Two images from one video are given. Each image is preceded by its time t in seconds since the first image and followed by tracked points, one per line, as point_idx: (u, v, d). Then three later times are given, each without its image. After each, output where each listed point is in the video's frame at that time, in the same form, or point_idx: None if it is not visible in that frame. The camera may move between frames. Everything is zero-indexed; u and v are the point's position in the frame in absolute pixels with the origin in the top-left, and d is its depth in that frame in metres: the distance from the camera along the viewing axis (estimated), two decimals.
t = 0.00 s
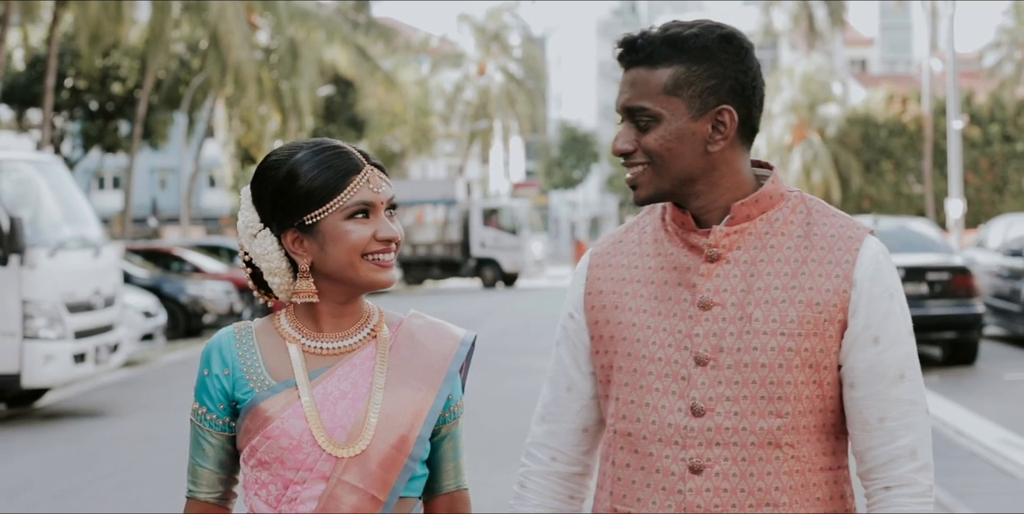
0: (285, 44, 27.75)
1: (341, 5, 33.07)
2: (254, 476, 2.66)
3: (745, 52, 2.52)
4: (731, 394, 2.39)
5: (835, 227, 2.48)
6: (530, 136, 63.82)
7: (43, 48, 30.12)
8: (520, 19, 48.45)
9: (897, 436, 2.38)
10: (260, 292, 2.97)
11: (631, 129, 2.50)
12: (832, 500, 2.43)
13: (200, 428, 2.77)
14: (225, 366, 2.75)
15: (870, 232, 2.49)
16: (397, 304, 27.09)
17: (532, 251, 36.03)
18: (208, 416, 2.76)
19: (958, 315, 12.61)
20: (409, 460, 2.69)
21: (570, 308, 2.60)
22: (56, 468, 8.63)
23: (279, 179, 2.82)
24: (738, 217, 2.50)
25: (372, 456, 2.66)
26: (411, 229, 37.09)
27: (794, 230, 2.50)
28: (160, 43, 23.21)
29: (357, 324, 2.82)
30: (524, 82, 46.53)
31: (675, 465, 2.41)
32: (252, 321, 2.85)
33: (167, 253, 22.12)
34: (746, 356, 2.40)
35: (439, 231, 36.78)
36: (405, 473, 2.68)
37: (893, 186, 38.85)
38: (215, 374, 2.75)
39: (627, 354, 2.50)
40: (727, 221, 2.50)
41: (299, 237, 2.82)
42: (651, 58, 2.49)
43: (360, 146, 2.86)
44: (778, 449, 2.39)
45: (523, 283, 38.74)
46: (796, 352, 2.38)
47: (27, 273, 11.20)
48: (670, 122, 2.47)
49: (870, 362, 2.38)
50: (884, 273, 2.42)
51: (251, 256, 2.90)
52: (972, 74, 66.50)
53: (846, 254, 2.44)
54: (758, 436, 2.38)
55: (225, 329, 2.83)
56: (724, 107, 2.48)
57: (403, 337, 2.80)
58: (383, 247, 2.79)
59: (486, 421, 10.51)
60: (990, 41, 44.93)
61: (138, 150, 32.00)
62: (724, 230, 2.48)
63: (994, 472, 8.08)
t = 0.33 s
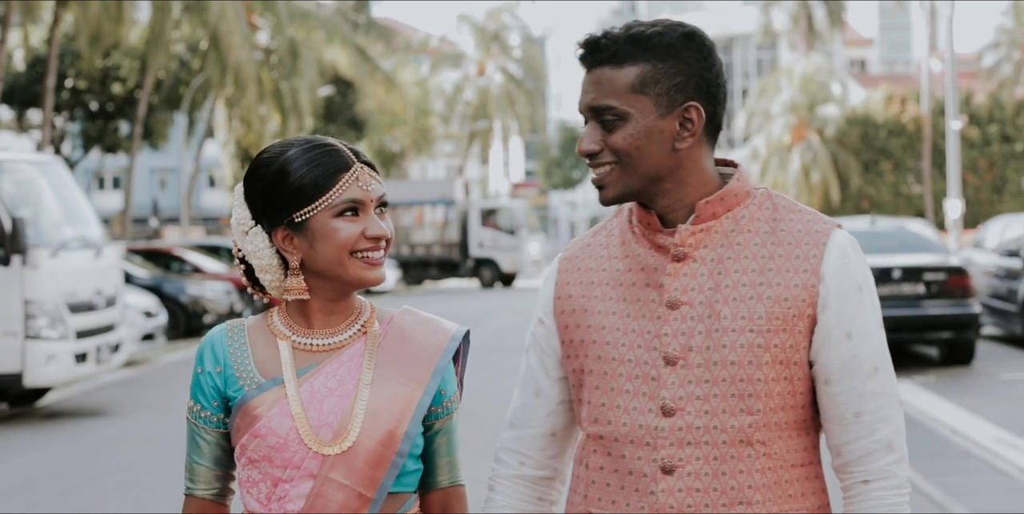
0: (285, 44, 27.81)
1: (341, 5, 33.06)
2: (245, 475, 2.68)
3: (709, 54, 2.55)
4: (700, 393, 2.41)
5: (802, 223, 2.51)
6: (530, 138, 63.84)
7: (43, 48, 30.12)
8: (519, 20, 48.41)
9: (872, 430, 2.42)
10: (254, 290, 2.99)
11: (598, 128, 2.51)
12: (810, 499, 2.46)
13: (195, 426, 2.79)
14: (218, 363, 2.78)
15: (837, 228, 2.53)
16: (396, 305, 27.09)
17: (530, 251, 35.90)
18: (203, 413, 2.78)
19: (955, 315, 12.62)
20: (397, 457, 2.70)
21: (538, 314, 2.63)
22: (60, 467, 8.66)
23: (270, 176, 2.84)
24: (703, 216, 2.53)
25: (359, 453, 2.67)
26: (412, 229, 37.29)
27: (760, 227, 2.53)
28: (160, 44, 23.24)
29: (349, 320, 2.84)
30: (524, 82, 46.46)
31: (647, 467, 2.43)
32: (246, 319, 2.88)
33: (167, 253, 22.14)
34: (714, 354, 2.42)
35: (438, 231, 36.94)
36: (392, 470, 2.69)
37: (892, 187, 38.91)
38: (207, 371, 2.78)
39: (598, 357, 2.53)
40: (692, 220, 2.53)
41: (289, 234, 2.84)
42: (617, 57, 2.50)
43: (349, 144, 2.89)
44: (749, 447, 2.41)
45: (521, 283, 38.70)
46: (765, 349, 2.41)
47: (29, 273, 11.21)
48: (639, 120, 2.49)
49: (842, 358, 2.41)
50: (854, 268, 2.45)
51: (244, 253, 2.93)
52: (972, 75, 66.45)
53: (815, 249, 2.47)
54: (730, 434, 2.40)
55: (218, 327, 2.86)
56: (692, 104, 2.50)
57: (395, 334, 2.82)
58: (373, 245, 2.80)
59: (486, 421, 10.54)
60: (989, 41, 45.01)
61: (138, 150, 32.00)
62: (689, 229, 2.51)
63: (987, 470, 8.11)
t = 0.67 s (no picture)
0: (285, 45, 27.81)
1: (340, 5, 33.06)
2: (241, 477, 2.71)
3: (680, 52, 2.54)
4: (669, 391, 2.40)
5: (769, 217, 2.49)
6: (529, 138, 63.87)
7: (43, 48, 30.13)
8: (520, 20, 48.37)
9: (848, 423, 2.38)
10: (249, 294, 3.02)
11: (582, 121, 2.48)
12: (783, 494, 2.44)
13: (195, 430, 2.82)
14: (213, 367, 2.81)
15: (806, 220, 2.50)
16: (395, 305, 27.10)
17: (529, 251, 35.82)
18: (202, 417, 2.80)
19: (952, 315, 12.63)
20: (387, 459, 2.70)
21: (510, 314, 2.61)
22: (63, 465, 8.69)
23: (262, 179, 2.87)
24: (671, 212, 2.51)
25: (347, 457, 2.68)
26: (411, 230, 37.63)
27: (727, 222, 2.52)
28: (160, 44, 23.25)
29: (343, 323, 2.85)
30: (524, 82, 46.43)
31: (618, 465, 2.42)
32: (242, 322, 2.90)
33: (168, 253, 22.14)
34: (684, 350, 2.41)
35: (438, 231, 37.09)
36: (382, 472, 2.69)
37: (891, 187, 38.90)
38: (204, 375, 2.80)
39: (568, 357, 2.51)
40: (660, 217, 2.51)
41: (280, 239, 2.87)
42: (604, 49, 2.47)
43: (337, 145, 2.90)
44: (720, 443, 2.39)
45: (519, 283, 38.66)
46: (734, 343, 2.39)
47: (32, 273, 11.23)
48: (630, 112, 2.46)
49: (813, 351, 2.38)
50: (822, 259, 2.43)
51: (239, 257, 2.95)
52: (971, 75, 66.44)
53: (784, 241, 2.45)
54: (700, 431, 2.38)
55: (215, 331, 2.89)
56: (677, 97, 2.50)
57: (387, 335, 2.83)
58: (362, 248, 2.82)
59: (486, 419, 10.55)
60: (987, 42, 45.00)
61: (138, 150, 32.03)
62: (657, 227, 2.50)
63: (982, 469, 8.12)
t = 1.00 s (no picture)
0: (285, 45, 27.83)
1: (340, 5, 33.09)
2: (239, 483, 2.75)
3: (664, 52, 2.55)
4: (656, 385, 2.39)
5: (751, 212, 2.50)
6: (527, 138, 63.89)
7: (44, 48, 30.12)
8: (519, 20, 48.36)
9: (827, 414, 2.39)
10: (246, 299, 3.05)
11: (579, 116, 2.48)
12: (767, 486, 2.45)
13: (197, 434, 2.85)
14: (212, 373, 2.85)
15: (788, 214, 2.52)
16: (393, 305, 27.09)
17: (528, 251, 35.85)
18: (202, 423, 2.84)
19: (950, 314, 12.62)
20: (383, 466, 2.73)
21: (494, 312, 2.62)
22: (66, 461, 8.75)
23: (256, 184, 2.90)
24: (653, 208, 2.51)
25: (343, 464, 2.70)
26: (410, 230, 37.66)
27: (709, 217, 2.53)
28: (160, 43, 23.26)
29: (342, 329, 2.88)
30: (523, 82, 46.42)
31: (608, 460, 2.41)
32: (241, 328, 2.94)
33: (168, 252, 22.14)
34: (671, 344, 2.40)
35: (438, 231, 37.13)
36: (378, 479, 2.72)
37: (890, 187, 38.96)
38: (204, 382, 2.85)
39: (554, 355, 2.50)
40: (643, 213, 2.52)
41: (270, 246, 2.91)
42: (602, 44, 2.47)
43: (330, 149, 2.93)
44: (709, 435, 2.39)
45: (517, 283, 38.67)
46: (721, 336, 2.39)
47: (34, 271, 11.25)
48: (626, 106, 2.47)
49: (796, 343, 2.39)
50: (803, 254, 2.45)
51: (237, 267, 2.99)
52: (970, 76, 66.44)
53: (763, 238, 2.45)
54: (689, 424, 2.38)
55: (215, 336, 2.92)
56: (666, 94, 2.51)
57: (386, 340, 2.86)
58: (346, 257, 2.84)
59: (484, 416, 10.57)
60: (986, 42, 44.99)
61: (138, 150, 32.02)
62: (640, 223, 2.50)
63: (976, 466, 8.18)
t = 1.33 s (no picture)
0: (286, 45, 27.86)
1: (340, 6, 33.10)
2: (233, 485, 2.77)
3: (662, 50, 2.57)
4: (653, 379, 2.41)
5: (745, 207, 2.52)
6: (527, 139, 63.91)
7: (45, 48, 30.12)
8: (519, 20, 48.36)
9: (821, 408, 2.42)
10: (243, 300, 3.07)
11: (584, 109, 2.50)
12: (763, 479, 2.47)
13: (196, 436, 2.86)
14: (210, 375, 2.87)
15: (782, 210, 2.54)
16: (393, 304, 27.10)
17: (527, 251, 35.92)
18: (200, 424, 2.85)
19: (948, 315, 12.65)
20: (372, 471, 2.75)
21: (490, 308, 2.64)
22: (69, 459, 8.78)
23: (254, 185, 2.93)
24: (648, 205, 2.53)
25: (333, 468, 2.72)
26: (410, 229, 37.67)
27: (704, 211, 2.54)
28: (162, 43, 23.28)
29: (337, 335, 2.90)
30: (523, 82, 46.44)
31: (606, 455, 2.43)
32: (240, 330, 2.96)
33: (170, 252, 22.17)
34: (668, 339, 2.42)
35: (438, 231, 37.18)
36: (367, 485, 2.74)
37: (890, 188, 39.04)
38: (202, 382, 2.87)
39: (551, 349, 2.52)
40: (637, 209, 2.54)
41: (264, 249, 2.94)
42: (606, 39, 2.49)
43: (328, 150, 2.96)
44: (704, 431, 2.41)
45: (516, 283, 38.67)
46: (717, 331, 2.41)
47: (38, 271, 11.28)
48: (627, 102, 2.49)
49: (791, 338, 2.42)
50: (798, 250, 2.47)
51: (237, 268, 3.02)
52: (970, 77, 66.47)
53: (758, 232, 2.48)
54: (685, 418, 2.39)
55: (214, 338, 2.95)
56: (661, 97, 2.54)
57: (381, 344, 2.89)
58: (331, 265, 2.86)
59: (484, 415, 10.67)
60: (986, 43, 44.95)
61: (139, 150, 32.03)
62: (635, 219, 2.52)
63: (973, 465, 8.20)
